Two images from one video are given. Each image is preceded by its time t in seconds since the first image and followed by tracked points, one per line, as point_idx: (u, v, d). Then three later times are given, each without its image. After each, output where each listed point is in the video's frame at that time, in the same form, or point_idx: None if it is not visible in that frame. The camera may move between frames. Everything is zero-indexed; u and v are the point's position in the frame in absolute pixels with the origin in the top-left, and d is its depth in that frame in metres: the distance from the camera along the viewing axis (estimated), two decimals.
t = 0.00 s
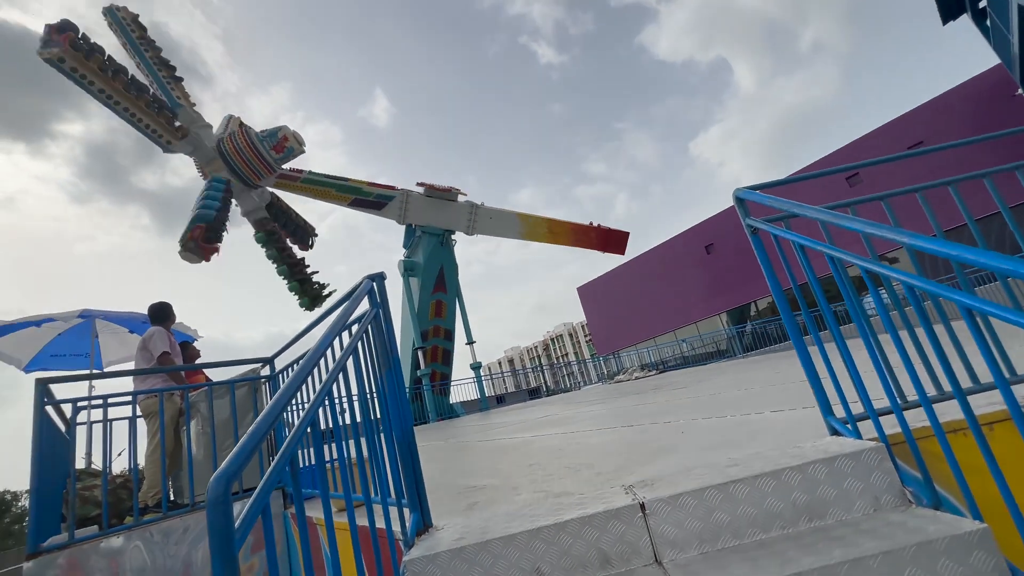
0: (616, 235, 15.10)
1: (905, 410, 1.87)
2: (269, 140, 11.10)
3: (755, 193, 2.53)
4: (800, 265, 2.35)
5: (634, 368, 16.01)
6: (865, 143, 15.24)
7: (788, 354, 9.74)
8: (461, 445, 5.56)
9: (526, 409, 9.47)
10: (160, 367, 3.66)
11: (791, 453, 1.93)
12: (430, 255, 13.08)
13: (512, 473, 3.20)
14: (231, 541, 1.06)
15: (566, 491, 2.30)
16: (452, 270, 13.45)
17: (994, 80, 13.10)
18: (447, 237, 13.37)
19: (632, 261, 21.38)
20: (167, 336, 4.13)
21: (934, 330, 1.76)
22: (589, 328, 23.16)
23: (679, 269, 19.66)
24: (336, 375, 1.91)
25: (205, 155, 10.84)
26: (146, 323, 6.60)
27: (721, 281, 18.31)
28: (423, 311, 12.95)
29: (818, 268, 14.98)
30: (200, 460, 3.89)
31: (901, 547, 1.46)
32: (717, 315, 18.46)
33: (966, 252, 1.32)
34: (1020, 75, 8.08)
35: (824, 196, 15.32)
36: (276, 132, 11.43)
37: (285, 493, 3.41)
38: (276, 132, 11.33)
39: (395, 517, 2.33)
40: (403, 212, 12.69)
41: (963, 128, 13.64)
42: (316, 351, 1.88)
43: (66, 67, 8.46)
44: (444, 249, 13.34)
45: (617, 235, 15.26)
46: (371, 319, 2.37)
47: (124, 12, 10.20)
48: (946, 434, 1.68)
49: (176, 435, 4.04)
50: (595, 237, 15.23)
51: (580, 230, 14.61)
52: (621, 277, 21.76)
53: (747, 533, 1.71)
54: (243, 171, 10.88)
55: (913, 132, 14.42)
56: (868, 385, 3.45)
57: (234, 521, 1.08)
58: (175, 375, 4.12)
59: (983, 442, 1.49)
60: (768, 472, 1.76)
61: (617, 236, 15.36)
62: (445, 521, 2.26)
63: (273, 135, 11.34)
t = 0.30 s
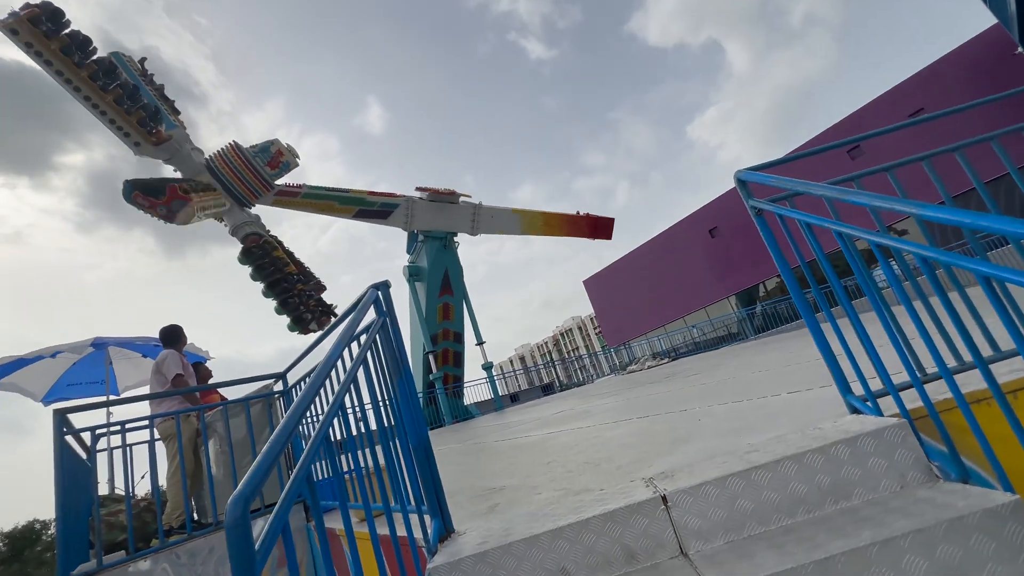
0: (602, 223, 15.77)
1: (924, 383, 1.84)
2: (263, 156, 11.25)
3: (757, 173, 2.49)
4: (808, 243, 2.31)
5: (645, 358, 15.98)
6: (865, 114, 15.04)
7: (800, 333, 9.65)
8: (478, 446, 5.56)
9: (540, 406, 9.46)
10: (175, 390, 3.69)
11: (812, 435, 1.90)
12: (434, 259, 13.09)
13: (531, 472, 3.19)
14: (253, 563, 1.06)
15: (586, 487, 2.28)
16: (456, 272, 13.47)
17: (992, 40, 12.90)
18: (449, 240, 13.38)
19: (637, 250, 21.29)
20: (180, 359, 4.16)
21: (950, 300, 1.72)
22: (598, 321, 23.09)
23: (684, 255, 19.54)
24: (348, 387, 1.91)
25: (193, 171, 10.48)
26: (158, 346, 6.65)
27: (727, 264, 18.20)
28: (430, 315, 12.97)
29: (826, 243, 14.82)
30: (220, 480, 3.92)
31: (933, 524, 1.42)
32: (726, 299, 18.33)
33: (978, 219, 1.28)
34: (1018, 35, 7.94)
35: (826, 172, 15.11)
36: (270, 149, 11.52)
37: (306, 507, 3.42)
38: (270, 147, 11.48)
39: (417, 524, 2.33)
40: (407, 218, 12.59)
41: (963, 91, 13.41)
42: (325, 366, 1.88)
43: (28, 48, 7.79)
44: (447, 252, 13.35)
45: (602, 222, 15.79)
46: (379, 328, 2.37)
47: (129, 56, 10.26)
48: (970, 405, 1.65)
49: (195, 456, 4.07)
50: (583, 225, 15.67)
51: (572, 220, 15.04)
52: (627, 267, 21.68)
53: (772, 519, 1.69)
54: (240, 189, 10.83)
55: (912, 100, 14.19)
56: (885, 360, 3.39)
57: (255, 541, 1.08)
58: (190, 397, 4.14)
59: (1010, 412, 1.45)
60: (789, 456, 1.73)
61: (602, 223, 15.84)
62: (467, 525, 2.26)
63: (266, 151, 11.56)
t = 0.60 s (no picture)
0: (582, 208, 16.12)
1: (936, 351, 1.82)
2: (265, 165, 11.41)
3: (755, 150, 2.46)
4: (811, 217, 2.29)
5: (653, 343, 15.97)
6: (861, 83, 14.80)
7: (808, 309, 9.60)
8: (491, 441, 5.58)
9: (551, 397, 9.47)
10: (188, 404, 3.71)
11: (825, 410, 1.89)
12: (436, 257, 13.08)
13: (546, 463, 3.20)
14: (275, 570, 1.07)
15: (602, 476, 2.28)
16: (459, 269, 13.45)
17: None
18: (450, 237, 13.37)
19: (639, 236, 21.20)
20: (191, 372, 4.19)
21: (959, 266, 1.70)
22: (604, 310, 23.04)
23: (686, 238, 19.44)
24: (358, 390, 1.91)
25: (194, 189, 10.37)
26: (169, 361, 6.69)
27: (730, 244, 18.09)
28: (436, 313, 12.97)
29: (829, 217, 14.68)
30: (239, 489, 3.95)
31: (952, 491, 1.42)
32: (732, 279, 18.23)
33: (984, 182, 1.26)
34: None
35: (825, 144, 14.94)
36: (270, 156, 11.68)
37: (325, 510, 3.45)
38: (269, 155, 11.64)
39: (436, 522, 2.34)
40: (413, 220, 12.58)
41: (961, 54, 13.21)
42: (334, 371, 1.88)
43: (6, 43, 7.79)
44: (449, 250, 13.34)
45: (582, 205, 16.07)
46: (386, 329, 2.36)
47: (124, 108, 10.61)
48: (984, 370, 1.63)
49: (213, 467, 4.10)
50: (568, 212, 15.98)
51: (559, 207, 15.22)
52: (630, 254, 21.61)
53: (791, 496, 1.68)
54: (241, 199, 10.73)
55: (909, 66, 13.99)
56: (896, 330, 3.36)
57: (275, 549, 1.09)
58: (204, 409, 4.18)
59: None
60: (804, 433, 1.72)
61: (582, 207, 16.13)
62: (485, 520, 2.26)
63: (266, 160, 11.76)
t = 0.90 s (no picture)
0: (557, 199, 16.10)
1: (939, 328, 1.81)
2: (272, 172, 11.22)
3: (750, 134, 2.44)
4: (809, 199, 2.27)
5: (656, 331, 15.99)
6: (854, 60, 14.65)
7: (808, 290, 9.59)
8: (498, 436, 5.60)
9: (557, 389, 9.51)
10: (195, 414, 3.72)
11: (831, 392, 1.89)
12: (434, 255, 13.06)
13: (553, 457, 3.21)
14: None
15: (611, 467, 2.28)
16: (459, 266, 13.44)
17: None
18: (447, 234, 13.34)
19: (636, 224, 21.16)
20: (196, 383, 4.19)
21: (959, 242, 1.69)
22: (605, 299, 23.03)
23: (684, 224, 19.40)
24: (363, 395, 1.91)
25: (204, 207, 9.93)
26: (173, 372, 6.70)
27: (728, 228, 18.06)
28: (438, 311, 12.97)
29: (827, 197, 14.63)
30: (250, 496, 3.97)
31: (962, 469, 1.42)
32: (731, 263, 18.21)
33: (981, 158, 1.25)
34: None
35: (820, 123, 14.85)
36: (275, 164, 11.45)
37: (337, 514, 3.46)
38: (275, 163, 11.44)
39: (448, 521, 2.34)
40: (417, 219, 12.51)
41: (954, 26, 13.12)
42: (338, 377, 1.88)
43: None
44: (447, 247, 13.32)
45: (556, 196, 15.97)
46: (387, 332, 2.35)
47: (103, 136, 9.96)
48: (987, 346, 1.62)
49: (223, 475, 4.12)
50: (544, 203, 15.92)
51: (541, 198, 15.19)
52: (628, 242, 21.59)
53: (799, 481, 1.68)
54: (253, 208, 10.39)
55: (902, 41, 13.89)
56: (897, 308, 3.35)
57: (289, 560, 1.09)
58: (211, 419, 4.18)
59: None
60: (810, 417, 1.71)
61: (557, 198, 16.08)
62: (496, 516, 2.27)
63: (271, 165, 11.43)
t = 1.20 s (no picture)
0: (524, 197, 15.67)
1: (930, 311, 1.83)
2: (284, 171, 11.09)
3: (739, 125, 2.45)
4: (800, 188, 2.29)
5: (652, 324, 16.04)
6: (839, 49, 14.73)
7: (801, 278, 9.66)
8: (498, 434, 5.61)
9: (555, 385, 9.54)
10: (193, 424, 3.69)
11: (827, 378, 1.91)
12: (428, 256, 13.04)
13: (554, 453, 3.23)
14: None
15: (612, 461, 2.30)
16: (453, 266, 13.42)
17: None
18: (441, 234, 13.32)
19: (629, 218, 21.20)
20: (192, 393, 4.16)
21: (948, 225, 1.70)
22: (600, 294, 23.07)
23: (676, 216, 19.47)
24: (363, 398, 1.91)
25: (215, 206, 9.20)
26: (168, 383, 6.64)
27: (720, 219, 18.15)
28: (434, 312, 12.95)
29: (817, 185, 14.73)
30: (252, 504, 3.95)
31: (957, 448, 1.44)
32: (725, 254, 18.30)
33: (969, 142, 1.26)
34: None
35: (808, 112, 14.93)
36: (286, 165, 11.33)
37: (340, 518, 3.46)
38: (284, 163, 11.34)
39: (452, 521, 2.35)
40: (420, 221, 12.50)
41: (936, 11, 13.22)
42: (337, 381, 1.87)
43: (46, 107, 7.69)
44: (441, 247, 13.31)
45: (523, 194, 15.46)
46: (385, 334, 2.35)
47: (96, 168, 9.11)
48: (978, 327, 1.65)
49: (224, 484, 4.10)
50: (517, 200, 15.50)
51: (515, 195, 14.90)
52: (622, 236, 21.61)
53: (798, 466, 1.69)
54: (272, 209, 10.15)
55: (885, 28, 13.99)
56: (889, 293, 3.38)
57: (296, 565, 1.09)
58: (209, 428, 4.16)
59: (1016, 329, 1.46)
60: (808, 404, 1.73)
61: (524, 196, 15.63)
62: (500, 514, 2.28)
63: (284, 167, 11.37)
